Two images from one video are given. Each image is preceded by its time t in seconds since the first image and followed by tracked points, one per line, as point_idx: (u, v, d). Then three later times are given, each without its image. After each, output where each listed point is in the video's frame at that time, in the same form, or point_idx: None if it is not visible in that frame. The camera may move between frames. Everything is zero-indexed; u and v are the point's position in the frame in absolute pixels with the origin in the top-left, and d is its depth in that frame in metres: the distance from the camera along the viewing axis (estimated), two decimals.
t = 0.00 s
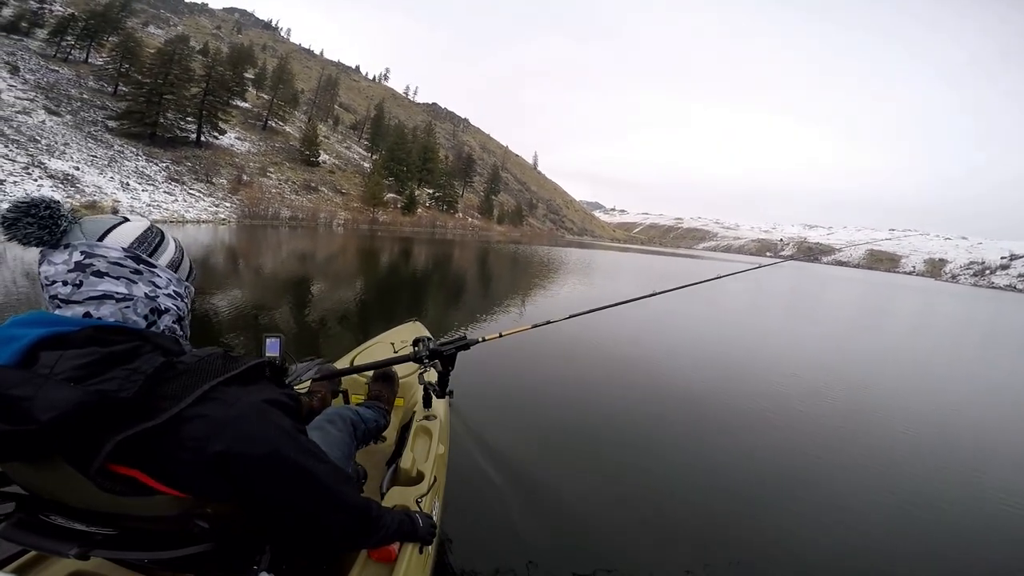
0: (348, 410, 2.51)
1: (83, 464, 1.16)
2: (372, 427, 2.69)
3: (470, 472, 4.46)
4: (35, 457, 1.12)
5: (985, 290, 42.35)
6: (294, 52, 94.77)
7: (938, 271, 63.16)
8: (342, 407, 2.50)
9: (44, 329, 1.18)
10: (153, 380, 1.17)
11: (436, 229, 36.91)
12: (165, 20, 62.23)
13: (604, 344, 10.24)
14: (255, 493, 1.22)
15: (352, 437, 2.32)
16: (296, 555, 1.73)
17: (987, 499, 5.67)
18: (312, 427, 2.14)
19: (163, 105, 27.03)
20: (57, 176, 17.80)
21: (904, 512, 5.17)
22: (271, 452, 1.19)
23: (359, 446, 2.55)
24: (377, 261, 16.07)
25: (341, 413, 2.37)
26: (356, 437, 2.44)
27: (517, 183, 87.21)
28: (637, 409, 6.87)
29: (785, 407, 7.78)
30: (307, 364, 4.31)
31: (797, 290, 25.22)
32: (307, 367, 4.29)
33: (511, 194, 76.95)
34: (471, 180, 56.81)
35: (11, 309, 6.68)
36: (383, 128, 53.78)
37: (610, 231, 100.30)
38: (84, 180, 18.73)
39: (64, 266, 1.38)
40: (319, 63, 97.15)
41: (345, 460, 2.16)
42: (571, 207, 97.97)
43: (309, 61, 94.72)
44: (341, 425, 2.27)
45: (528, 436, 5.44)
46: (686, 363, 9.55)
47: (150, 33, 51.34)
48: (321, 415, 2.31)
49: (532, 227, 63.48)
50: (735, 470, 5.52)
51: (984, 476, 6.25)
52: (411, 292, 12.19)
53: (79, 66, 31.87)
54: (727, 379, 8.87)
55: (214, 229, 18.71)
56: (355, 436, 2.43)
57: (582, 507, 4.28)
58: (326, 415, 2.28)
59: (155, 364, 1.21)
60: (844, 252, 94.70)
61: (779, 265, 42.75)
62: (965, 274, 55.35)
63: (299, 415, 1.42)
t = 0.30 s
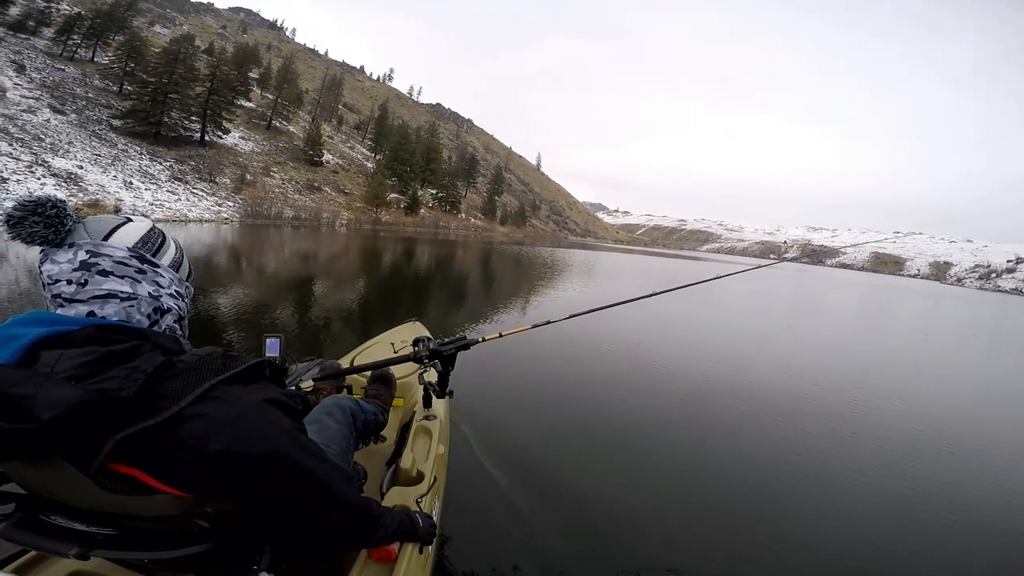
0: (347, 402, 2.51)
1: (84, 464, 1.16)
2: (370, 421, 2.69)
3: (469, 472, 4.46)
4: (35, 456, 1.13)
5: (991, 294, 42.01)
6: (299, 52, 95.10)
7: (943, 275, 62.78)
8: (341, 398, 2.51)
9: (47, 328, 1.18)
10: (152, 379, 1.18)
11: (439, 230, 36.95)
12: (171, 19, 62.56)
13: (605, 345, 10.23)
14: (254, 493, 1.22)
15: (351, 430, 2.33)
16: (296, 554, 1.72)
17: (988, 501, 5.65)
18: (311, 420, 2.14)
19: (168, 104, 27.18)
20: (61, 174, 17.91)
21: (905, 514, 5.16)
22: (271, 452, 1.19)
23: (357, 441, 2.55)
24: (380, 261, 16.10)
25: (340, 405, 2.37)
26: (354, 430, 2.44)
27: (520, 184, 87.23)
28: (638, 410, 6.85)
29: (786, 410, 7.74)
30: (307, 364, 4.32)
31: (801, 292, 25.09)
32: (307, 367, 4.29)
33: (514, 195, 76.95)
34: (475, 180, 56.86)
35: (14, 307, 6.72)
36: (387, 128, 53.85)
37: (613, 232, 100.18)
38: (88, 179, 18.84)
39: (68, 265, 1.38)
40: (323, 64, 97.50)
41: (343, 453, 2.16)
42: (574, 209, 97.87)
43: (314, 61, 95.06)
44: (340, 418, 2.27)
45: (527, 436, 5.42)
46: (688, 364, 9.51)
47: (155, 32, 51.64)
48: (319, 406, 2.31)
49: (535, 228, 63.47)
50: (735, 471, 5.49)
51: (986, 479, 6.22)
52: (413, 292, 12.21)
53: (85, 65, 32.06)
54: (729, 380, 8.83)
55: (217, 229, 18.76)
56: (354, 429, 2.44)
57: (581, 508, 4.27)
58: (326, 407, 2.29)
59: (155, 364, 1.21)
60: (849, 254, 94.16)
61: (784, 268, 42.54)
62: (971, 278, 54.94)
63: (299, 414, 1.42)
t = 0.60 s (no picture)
0: (346, 397, 2.50)
1: (84, 464, 1.16)
2: (369, 419, 2.69)
3: (469, 472, 4.45)
4: (36, 456, 1.13)
5: (999, 290, 41.64)
6: (299, 53, 95.26)
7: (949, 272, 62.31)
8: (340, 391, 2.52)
9: (48, 328, 1.18)
10: (153, 378, 1.17)
11: (441, 230, 36.98)
12: (171, 22, 62.81)
13: (606, 344, 10.23)
14: (255, 492, 1.22)
15: (349, 425, 2.33)
16: (296, 554, 1.72)
17: (990, 496, 5.63)
18: (308, 416, 2.14)
19: (169, 107, 27.29)
20: (62, 178, 18.01)
21: (908, 510, 5.14)
22: (270, 452, 1.18)
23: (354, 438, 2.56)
24: (382, 262, 16.13)
25: (338, 398, 2.37)
26: (353, 426, 2.44)
27: (523, 184, 87.16)
28: (639, 409, 6.83)
29: (788, 407, 7.71)
30: (308, 364, 4.32)
31: (805, 290, 24.97)
32: (308, 367, 4.30)
33: (517, 195, 76.91)
34: (477, 180, 56.87)
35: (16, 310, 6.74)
36: (388, 129, 53.91)
37: (616, 231, 99.96)
38: (89, 182, 18.93)
39: (66, 266, 1.38)
40: (324, 65, 97.75)
41: (339, 450, 2.16)
42: (577, 208, 97.72)
43: (315, 62, 95.25)
44: (337, 413, 2.28)
45: (528, 436, 5.41)
46: (690, 363, 9.49)
47: (156, 35, 51.92)
48: (317, 400, 2.30)
49: (538, 227, 63.39)
50: (737, 469, 5.48)
51: (989, 474, 6.20)
52: (416, 293, 12.22)
53: (86, 69, 32.20)
54: (731, 379, 8.80)
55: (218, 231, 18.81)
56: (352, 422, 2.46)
57: (583, 507, 4.27)
58: (323, 401, 2.29)
59: (156, 363, 1.21)
60: (853, 251, 93.58)
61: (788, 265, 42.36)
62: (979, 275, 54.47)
63: (299, 413, 1.41)
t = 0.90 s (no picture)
0: (346, 395, 2.49)
1: (84, 465, 1.16)
2: (368, 419, 2.68)
3: (470, 471, 4.44)
4: (34, 455, 1.13)
5: (1007, 284, 41.23)
6: (300, 56, 95.56)
7: (956, 267, 61.79)
8: (339, 390, 2.53)
9: (44, 329, 1.18)
10: (152, 378, 1.17)
11: (444, 231, 37.03)
12: (172, 26, 63.07)
13: (606, 343, 10.21)
14: (254, 494, 1.22)
15: (348, 424, 2.34)
16: (295, 553, 1.72)
17: (996, 493, 5.59)
18: (307, 415, 2.13)
19: (170, 111, 27.44)
20: (65, 182, 18.14)
21: (911, 506, 5.12)
22: (270, 452, 1.18)
23: (353, 438, 2.55)
24: (385, 263, 16.16)
25: (336, 397, 2.37)
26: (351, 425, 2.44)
27: (525, 183, 87.09)
28: (642, 408, 6.81)
29: (793, 405, 7.65)
30: (308, 364, 4.33)
31: (810, 286, 24.84)
32: (308, 366, 4.30)
33: (519, 194, 76.88)
34: (479, 180, 56.89)
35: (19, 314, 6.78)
36: (390, 130, 53.99)
37: (619, 229, 99.72)
38: (91, 186, 19.06)
39: (58, 270, 1.38)
40: (324, 67, 98.06)
41: (338, 449, 2.16)
42: (579, 207, 97.66)
43: (316, 64, 95.44)
44: (336, 412, 2.28)
45: (529, 436, 5.39)
46: (695, 361, 9.45)
47: (157, 39, 52.26)
48: (315, 398, 2.29)
49: (541, 227, 63.32)
50: (742, 468, 5.43)
51: (994, 470, 6.14)
52: (419, 294, 12.24)
53: (88, 74, 32.38)
54: (735, 377, 8.75)
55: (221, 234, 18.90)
56: (351, 422, 2.47)
57: (585, 506, 4.25)
58: (321, 400, 2.29)
59: (155, 363, 1.21)
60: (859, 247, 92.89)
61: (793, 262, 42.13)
62: (987, 270, 53.95)
63: (299, 413, 1.41)
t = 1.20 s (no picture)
0: (345, 395, 2.48)
1: (84, 465, 1.16)
2: (368, 418, 2.68)
3: (471, 472, 4.43)
4: (34, 455, 1.13)
5: (1013, 283, 40.98)
6: (301, 57, 95.82)
7: (961, 264, 61.45)
8: (339, 390, 2.52)
9: (43, 331, 1.18)
10: (152, 379, 1.16)
11: (446, 231, 37.06)
12: (174, 29, 63.32)
13: (606, 343, 10.20)
14: (253, 495, 1.21)
15: (348, 424, 2.33)
16: (295, 552, 1.71)
17: (999, 492, 5.57)
18: (307, 415, 2.13)
19: (171, 113, 27.57)
20: (66, 185, 18.24)
21: (914, 505, 5.11)
22: (271, 453, 1.17)
23: (353, 438, 2.55)
24: (387, 264, 16.20)
25: (336, 397, 2.37)
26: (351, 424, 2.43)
27: (527, 184, 87.11)
28: (643, 408, 6.80)
29: (796, 405, 7.62)
30: (308, 364, 4.32)
31: (814, 286, 24.74)
32: (308, 367, 4.30)
33: (521, 195, 76.92)
34: (481, 181, 56.94)
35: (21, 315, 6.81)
36: (392, 131, 54.09)
37: (621, 229, 99.51)
38: (93, 189, 19.17)
39: (54, 272, 1.37)
40: (325, 68, 98.41)
41: (338, 449, 2.15)
42: (582, 207, 97.66)
43: (317, 66, 95.67)
44: (336, 412, 2.28)
45: (530, 436, 5.38)
46: (697, 361, 9.43)
47: (158, 42, 52.58)
48: (314, 399, 2.28)
49: (543, 227, 63.32)
50: (744, 468, 5.41)
51: (997, 469, 6.12)
52: (421, 295, 12.26)
53: (90, 76, 32.53)
54: (737, 377, 8.72)
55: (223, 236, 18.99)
56: (351, 422, 2.46)
57: (585, 506, 4.23)
58: (321, 400, 2.28)
59: (155, 365, 1.20)
60: (863, 245, 92.41)
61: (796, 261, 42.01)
62: (992, 269, 53.61)
63: (299, 413, 1.40)
